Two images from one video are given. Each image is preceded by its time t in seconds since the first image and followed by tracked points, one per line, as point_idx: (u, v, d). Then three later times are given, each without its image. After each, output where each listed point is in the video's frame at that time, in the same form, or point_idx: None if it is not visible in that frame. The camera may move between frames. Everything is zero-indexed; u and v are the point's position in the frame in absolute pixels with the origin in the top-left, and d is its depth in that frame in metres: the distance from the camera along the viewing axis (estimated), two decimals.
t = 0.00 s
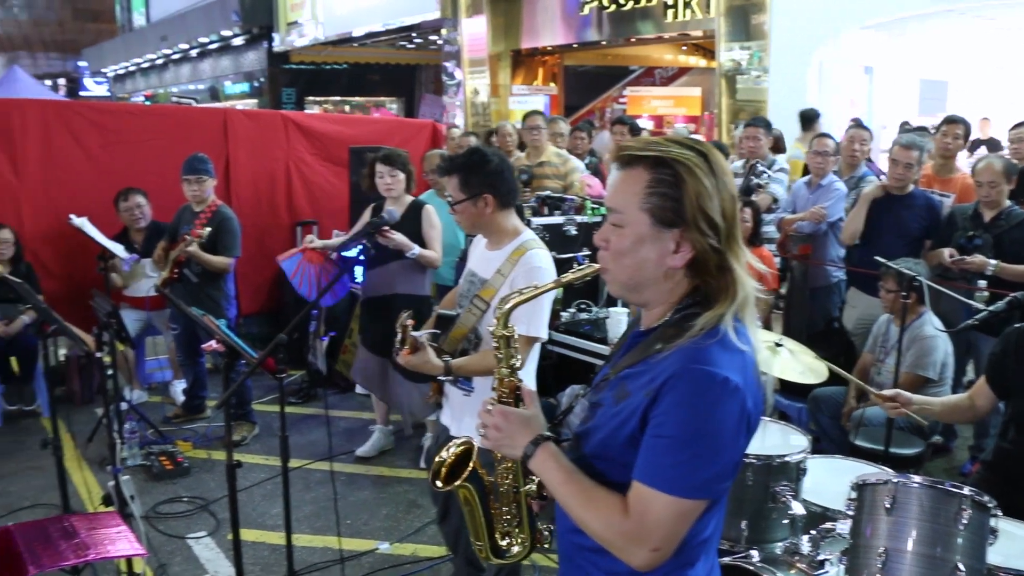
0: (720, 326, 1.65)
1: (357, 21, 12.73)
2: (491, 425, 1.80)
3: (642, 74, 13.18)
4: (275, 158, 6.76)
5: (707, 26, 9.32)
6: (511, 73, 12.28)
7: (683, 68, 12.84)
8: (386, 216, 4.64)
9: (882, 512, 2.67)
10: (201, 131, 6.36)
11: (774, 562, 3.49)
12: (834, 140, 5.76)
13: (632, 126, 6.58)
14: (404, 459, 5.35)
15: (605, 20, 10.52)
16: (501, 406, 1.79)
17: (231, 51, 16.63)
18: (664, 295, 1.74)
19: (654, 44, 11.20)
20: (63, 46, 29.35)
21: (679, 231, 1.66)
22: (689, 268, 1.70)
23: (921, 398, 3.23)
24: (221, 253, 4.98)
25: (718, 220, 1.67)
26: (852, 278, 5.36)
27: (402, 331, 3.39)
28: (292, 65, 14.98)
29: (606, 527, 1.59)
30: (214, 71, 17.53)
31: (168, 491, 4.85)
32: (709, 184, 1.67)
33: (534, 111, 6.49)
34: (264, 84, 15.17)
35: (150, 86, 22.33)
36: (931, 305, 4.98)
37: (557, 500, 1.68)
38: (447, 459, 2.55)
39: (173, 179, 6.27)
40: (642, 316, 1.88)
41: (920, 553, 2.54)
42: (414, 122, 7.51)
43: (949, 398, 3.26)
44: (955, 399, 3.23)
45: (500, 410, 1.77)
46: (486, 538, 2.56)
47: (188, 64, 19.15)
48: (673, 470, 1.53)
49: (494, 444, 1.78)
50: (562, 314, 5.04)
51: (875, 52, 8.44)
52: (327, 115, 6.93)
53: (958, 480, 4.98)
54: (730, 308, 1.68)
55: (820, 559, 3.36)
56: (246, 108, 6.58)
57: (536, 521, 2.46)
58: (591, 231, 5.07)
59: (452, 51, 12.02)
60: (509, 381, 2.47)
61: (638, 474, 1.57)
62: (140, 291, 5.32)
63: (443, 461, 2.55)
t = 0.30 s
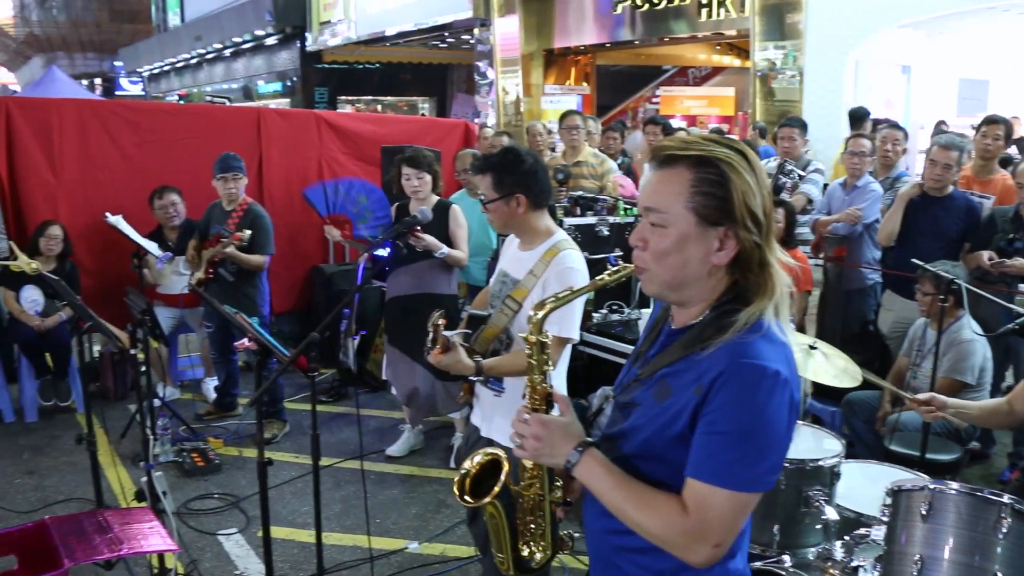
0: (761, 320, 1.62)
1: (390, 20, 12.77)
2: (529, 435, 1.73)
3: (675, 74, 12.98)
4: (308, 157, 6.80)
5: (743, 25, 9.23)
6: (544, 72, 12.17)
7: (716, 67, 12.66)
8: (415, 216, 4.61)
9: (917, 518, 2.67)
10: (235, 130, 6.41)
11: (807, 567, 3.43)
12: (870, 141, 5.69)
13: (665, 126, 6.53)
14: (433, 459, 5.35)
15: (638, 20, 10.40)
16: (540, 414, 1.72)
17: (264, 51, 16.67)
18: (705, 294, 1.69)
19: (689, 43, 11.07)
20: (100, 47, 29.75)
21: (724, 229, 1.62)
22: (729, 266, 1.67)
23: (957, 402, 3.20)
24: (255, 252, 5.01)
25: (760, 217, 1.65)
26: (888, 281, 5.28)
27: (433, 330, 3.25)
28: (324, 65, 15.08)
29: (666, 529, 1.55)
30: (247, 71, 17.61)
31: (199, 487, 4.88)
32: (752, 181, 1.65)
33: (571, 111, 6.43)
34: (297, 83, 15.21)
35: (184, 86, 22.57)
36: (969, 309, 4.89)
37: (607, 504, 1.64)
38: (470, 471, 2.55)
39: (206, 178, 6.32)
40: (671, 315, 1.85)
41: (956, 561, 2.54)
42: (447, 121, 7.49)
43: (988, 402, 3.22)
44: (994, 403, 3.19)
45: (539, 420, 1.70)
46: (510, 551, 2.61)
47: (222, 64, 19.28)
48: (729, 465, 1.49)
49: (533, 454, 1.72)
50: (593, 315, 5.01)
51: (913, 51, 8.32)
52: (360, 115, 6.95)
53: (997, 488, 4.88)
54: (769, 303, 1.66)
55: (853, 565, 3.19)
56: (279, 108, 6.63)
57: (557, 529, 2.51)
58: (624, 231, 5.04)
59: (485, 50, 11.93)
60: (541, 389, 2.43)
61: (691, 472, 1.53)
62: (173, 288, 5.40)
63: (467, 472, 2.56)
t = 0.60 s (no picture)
0: (784, 308, 1.65)
1: (418, 20, 12.78)
2: (566, 440, 1.68)
3: (703, 74, 12.98)
4: (336, 157, 6.82)
5: (772, 25, 9.15)
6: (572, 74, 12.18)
7: (745, 67, 12.58)
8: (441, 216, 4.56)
9: (948, 524, 2.69)
10: (264, 129, 6.46)
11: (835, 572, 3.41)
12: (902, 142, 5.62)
13: (693, 126, 6.50)
14: (459, 459, 5.35)
15: (666, 20, 10.35)
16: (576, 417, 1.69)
17: (292, 51, 16.71)
18: (730, 288, 1.70)
19: (718, 43, 10.98)
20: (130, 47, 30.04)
21: (753, 225, 1.64)
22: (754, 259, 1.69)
23: (991, 409, 3.42)
24: (286, 251, 5.06)
25: (785, 212, 1.67)
26: (918, 283, 5.22)
27: (464, 331, 3.23)
28: (352, 65, 14.96)
29: (710, 517, 1.55)
30: (276, 71, 17.68)
31: (227, 484, 4.92)
32: (777, 179, 1.67)
33: (600, 111, 6.35)
34: (325, 83, 15.24)
35: (214, 86, 22.74)
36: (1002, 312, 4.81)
37: (647, 501, 1.63)
38: (492, 475, 2.60)
39: (236, 177, 6.37)
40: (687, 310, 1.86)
41: (989, 568, 2.57)
42: (474, 121, 7.47)
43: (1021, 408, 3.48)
44: None
45: (576, 423, 1.67)
46: (529, 555, 2.57)
47: (251, 64, 19.39)
48: (769, 450, 1.51)
49: (570, 459, 1.68)
50: (621, 317, 4.99)
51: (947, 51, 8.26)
52: (388, 115, 6.98)
53: None
54: (790, 293, 1.69)
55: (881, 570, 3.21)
56: (308, 108, 6.67)
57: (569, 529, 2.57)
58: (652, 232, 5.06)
59: (513, 51, 11.99)
60: (569, 388, 2.43)
61: (729, 460, 1.54)
62: (203, 286, 5.47)
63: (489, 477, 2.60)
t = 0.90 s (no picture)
0: (791, 292, 1.72)
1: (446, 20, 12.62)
2: (596, 434, 1.72)
3: (732, 74, 12.85)
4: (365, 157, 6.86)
5: (801, 26, 8.92)
6: (600, 74, 12.18)
7: (774, 68, 12.47)
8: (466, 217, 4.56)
9: (980, 531, 2.66)
10: (294, 129, 6.51)
11: None
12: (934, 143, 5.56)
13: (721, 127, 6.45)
14: (486, 459, 5.36)
15: (696, 21, 10.19)
16: (606, 411, 1.72)
17: (322, 51, 16.75)
18: (740, 276, 1.76)
19: (746, 43, 10.85)
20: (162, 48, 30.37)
21: (761, 214, 1.71)
22: (763, 248, 1.75)
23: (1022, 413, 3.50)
24: (315, 249, 5.08)
25: (791, 201, 1.74)
26: (949, 286, 5.17)
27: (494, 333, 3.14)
28: (381, 65, 15.09)
29: (742, 495, 1.61)
30: (306, 72, 17.76)
31: (255, 481, 4.96)
32: (782, 169, 1.74)
33: (630, 113, 6.33)
34: (354, 84, 15.27)
35: (244, 86, 22.92)
36: None
37: (679, 486, 1.68)
38: (520, 475, 2.48)
39: (266, 177, 6.43)
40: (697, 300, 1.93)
41: None
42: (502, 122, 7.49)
43: None
44: None
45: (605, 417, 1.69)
46: (556, 551, 2.48)
47: (281, 64, 19.50)
48: (794, 425, 1.57)
49: (601, 452, 1.71)
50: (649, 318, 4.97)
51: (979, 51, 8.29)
52: (417, 115, 7.00)
53: None
54: (795, 277, 1.76)
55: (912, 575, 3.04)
56: (337, 108, 6.72)
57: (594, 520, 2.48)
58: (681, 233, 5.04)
59: (542, 51, 11.75)
60: (591, 382, 2.34)
61: (756, 438, 1.60)
62: (233, 285, 5.51)
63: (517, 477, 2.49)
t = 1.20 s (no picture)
0: (795, 281, 1.82)
1: (474, 21, 12.64)
2: (627, 437, 1.78)
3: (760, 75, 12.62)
4: (392, 156, 6.88)
5: (829, 26, 8.90)
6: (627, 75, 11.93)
7: (803, 68, 12.28)
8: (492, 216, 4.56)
9: (1013, 538, 2.63)
10: (322, 129, 6.54)
11: None
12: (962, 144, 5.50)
13: (748, 128, 6.40)
14: (511, 459, 5.36)
15: (723, 20, 10.08)
16: (635, 415, 1.79)
17: (350, 51, 16.76)
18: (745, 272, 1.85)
19: (775, 43, 10.68)
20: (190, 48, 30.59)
21: (761, 211, 1.80)
22: (765, 243, 1.85)
23: None
24: (340, 249, 5.09)
25: (786, 196, 1.84)
26: (981, 289, 5.10)
27: (520, 334, 3.06)
28: (409, 66, 15.00)
29: (777, 478, 1.68)
30: (333, 71, 17.77)
31: (281, 479, 4.99)
32: (775, 167, 1.83)
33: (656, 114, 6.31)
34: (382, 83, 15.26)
35: (272, 86, 23.02)
36: None
37: (711, 478, 1.76)
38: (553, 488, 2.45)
39: (293, 176, 6.47)
40: (703, 299, 2.02)
41: None
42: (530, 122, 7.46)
43: None
44: None
45: (633, 420, 1.76)
46: (592, 558, 2.40)
47: (310, 65, 19.56)
48: (815, 406, 1.66)
49: (633, 455, 1.77)
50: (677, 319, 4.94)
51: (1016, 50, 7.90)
52: (444, 115, 7.00)
53: None
54: (795, 266, 1.86)
55: None
56: (365, 108, 6.74)
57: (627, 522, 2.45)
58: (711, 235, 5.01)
59: (568, 52, 12.02)
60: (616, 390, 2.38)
61: (781, 423, 1.68)
62: (260, 283, 5.55)
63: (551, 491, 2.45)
